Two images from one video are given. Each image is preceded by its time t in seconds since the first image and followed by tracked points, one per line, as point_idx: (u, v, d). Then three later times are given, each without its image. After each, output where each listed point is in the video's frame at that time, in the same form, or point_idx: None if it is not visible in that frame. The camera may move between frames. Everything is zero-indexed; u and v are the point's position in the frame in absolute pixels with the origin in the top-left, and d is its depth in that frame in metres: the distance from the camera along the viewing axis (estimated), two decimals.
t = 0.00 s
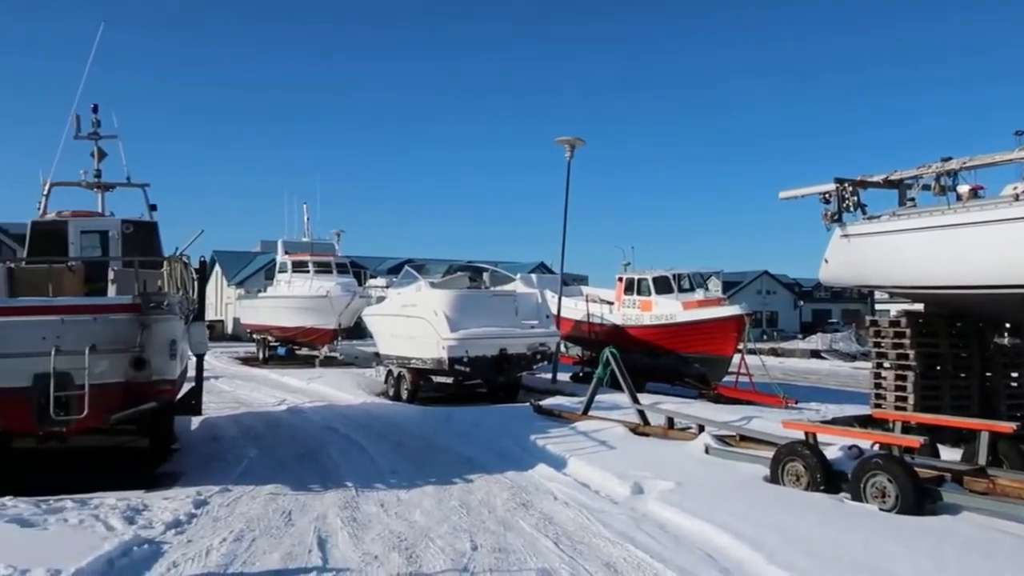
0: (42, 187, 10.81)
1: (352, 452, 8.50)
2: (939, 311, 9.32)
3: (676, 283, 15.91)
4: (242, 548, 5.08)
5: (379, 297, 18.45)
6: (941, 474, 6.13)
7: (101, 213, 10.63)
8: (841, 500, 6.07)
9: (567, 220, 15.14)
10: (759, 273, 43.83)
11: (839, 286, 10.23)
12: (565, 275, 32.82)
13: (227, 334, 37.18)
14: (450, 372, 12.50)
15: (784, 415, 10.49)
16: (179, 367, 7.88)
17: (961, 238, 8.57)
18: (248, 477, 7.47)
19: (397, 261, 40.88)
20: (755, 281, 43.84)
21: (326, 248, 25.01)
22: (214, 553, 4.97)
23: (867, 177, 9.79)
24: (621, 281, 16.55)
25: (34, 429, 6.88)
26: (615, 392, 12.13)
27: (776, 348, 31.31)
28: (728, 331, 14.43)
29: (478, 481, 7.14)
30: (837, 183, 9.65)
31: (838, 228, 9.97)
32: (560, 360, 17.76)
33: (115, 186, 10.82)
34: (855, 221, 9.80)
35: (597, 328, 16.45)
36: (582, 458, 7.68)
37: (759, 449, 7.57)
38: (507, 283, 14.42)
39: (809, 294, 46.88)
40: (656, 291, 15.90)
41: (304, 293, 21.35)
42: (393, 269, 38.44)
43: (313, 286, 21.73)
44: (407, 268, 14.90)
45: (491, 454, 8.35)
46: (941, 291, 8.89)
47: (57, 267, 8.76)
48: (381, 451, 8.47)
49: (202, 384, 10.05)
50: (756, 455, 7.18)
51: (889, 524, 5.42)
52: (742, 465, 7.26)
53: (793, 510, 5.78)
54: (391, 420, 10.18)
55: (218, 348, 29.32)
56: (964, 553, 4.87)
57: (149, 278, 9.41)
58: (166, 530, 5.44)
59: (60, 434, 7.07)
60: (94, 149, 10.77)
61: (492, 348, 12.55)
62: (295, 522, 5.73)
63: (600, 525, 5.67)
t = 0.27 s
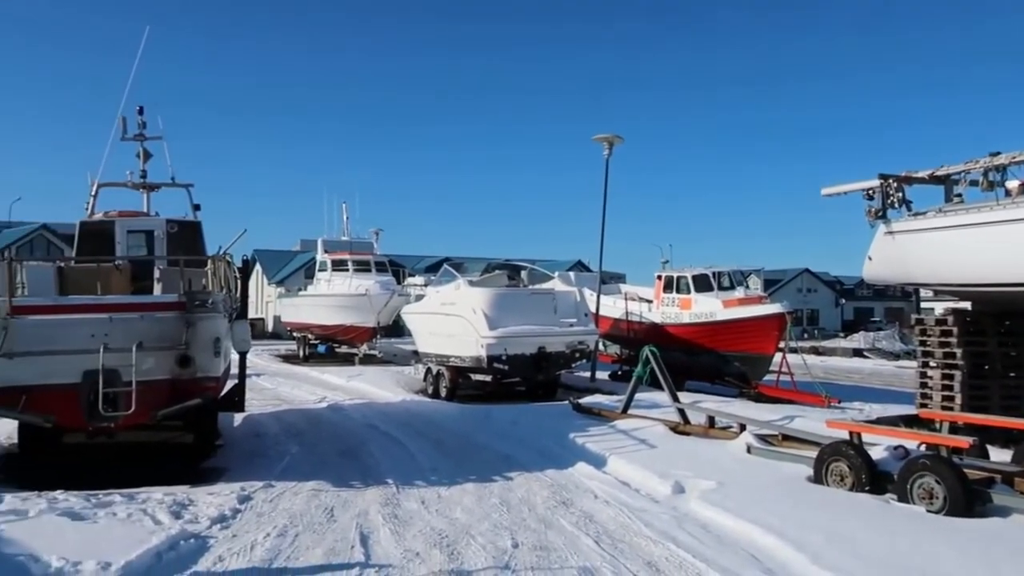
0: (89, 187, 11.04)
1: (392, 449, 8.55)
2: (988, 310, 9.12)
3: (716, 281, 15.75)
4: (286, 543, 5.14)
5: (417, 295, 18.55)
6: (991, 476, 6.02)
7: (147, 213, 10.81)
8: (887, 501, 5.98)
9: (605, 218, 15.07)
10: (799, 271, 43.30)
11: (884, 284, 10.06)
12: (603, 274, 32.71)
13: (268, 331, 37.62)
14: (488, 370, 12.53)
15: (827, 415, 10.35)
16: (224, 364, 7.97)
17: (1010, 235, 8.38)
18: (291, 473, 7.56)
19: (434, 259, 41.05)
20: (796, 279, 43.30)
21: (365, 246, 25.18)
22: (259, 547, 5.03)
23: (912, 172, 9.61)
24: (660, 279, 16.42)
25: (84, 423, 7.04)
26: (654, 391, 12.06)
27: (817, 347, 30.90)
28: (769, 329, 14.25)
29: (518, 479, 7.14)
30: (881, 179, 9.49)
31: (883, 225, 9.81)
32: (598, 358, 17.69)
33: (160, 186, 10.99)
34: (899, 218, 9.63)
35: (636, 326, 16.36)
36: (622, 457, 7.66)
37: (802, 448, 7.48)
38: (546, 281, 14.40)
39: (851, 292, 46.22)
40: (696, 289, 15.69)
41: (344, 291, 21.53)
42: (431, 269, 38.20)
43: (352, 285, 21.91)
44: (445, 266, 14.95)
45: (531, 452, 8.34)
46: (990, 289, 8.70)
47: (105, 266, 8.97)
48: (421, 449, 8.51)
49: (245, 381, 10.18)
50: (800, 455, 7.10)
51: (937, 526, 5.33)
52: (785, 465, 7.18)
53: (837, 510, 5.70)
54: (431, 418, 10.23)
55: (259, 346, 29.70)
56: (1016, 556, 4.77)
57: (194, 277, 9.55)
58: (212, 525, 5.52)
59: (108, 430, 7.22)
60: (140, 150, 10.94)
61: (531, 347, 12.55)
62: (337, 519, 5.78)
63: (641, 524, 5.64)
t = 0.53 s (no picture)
0: (138, 188, 11.27)
1: (434, 447, 8.60)
2: None
3: (759, 279, 15.58)
4: (331, 539, 5.19)
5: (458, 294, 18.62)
6: None
7: (193, 212, 10.99)
8: (938, 503, 5.87)
9: (646, 216, 14.99)
10: (844, 268, 42.68)
11: (932, 282, 9.87)
12: (643, 272, 32.53)
13: (310, 330, 38.03)
14: (530, 368, 12.54)
15: (875, 414, 10.19)
16: (270, 361, 8.07)
17: None
18: (335, 469, 7.64)
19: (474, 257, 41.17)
20: (840, 276, 42.67)
21: (405, 245, 25.34)
22: (305, 543, 5.10)
23: (961, 167, 9.41)
24: (702, 276, 16.28)
25: (135, 419, 7.18)
26: (696, 389, 11.96)
27: (863, 345, 30.43)
28: (814, 327, 14.04)
29: (560, 477, 7.14)
30: (930, 174, 9.31)
31: (931, 221, 9.62)
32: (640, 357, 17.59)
33: (206, 186, 11.18)
34: (949, 214, 9.44)
35: (678, 324, 16.25)
36: (665, 456, 7.61)
37: (849, 448, 7.38)
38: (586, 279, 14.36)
39: (897, 289, 45.44)
40: (739, 286, 15.52)
41: (385, 289, 21.69)
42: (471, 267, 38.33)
43: (393, 283, 22.06)
44: (486, 265, 14.98)
45: (573, 451, 8.33)
46: None
47: (154, 265, 9.16)
48: (464, 446, 8.54)
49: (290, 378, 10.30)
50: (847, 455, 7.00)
51: (990, 528, 5.22)
52: (831, 465, 7.08)
53: (886, 511, 5.61)
54: (473, 416, 10.26)
55: (302, 344, 30.03)
56: None
57: (240, 275, 9.71)
58: (259, 520, 5.60)
59: (158, 426, 7.37)
60: (186, 151, 11.15)
61: (573, 345, 12.51)
62: (381, 515, 5.83)
63: (685, 523, 5.61)
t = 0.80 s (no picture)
0: (180, 187, 11.43)
1: (472, 444, 8.62)
2: None
3: (798, 277, 15.40)
4: (371, 535, 5.23)
5: (494, 292, 18.66)
6: None
7: (234, 211, 11.11)
8: (984, 504, 5.76)
9: (683, 214, 14.90)
10: (884, 266, 42.07)
11: (978, 279, 9.68)
12: (680, 270, 32.34)
13: (347, 327, 38.35)
14: (566, 366, 12.52)
15: (918, 414, 10.02)
16: (309, 358, 8.14)
17: None
18: (374, 466, 7.70)
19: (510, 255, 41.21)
20: (881, 274, 42.05)
21: (441, 243, 25.45)
22: (346, 538, 5.14)
23: (1007, 162, 9.21)
24: (740, 274, 16.13)
25: (178, 415, 7.30)
26: (735, 388, 11.87)
27: (904, 343, 29.97)
28: (855, 326, 13.82)
29: (598, 475, 7.12)
30: (975, 169, 9.12)
31: (976, 218, 9.43)
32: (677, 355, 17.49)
33: (246, 185, 11.31)
34: (994, 210, 9.25)
35: (715, 322, 16.11)
36: (704, 455, 7.56)
37: (892, 448, 7.27)
38: (623, 276, 14.28)
39: (939, 287, 44.68)
40: (777, 284, 15.37)
41: (422, 287, 21.81)
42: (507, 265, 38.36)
43: (430, 281, 22.18)
44: (522, 262, 14.99)
45: (610, 449, 8.30)
46: None
47: (196, 264, 9.28)
48: (501, 444, 8.55)
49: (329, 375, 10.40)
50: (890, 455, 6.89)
51: None
52: (874, 465, 6.98)
53: (931, 513, 5.52)
54: (509, 413, 10.27)
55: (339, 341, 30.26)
56: None
57: (280, 273, 9.80)
58: (300, 515, 5.65)
59: (201, 421, 7.48)
60: (227, 151, 11.30)
61: (609, 343, 12.45)
62: (420, 511, 5.86)
63: (725, 522, 5.56)
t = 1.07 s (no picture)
0: (229, 187, 11.60)
1: (516, 441, 8.63)
2: None
3: (847, 273, 15.19)
4: (418, 531, 5.26)
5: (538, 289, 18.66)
6: None
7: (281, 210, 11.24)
8: None
9: (729, 210, 14.76)
10: (936, 262, 41.20)
11: None
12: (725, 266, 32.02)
13: (391, 324, 38.65)
14: (610, 364, 12.48)
15: (973, 413, 9.79)
16: (356, 355, 8.21)
17: None
18: (420, 462, 7.75)
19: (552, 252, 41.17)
20: (931, 270, 41.20)
21: (484, 240, 25.51)
22: (393, 534, 5.18)
23: None
24: (787, 271, 15.97)
25: (229, 410, 7.43)
26: (781, 386, 11.73)
27: (956, 341, 29.32)
28: (906, 323, 13.61)
29: (644, 473, 7.09)
30: None
31: None
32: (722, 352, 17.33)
33: (293, 184, 11.42)
34: None
35: (761, 319, 15.92)
36: (752, 453, 7.48)
37: (946, 448, 7.12)
38: (668, 273, 14.16)
39: (993, 283, 43.63)
40: (826, 280, 15.25)
41: (465, 285, 21.89)
42: (550, 263, 38.32)
43: (473, 278, 22.26)
44: (566, 260, 14.97)
45: (656, 447, 8.26)
46: None
47: (245, 262, 9.41)
48: (546, 441, 8.54)
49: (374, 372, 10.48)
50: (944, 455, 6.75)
51: None
52: (927, 465, 6.85)
53: (987, 514, 5.40)
54: (554, 411, 10.26)
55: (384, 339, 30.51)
56: None
57: (326, 271, 9.90)
58: (348, 510, 5.71)
59: (250, 417, 7.59)
60: (274, 151, 11.43)
61: (653, 340, 12.39)
62: (466, 508, 5.88)
63: (773, 522, 5.50)
